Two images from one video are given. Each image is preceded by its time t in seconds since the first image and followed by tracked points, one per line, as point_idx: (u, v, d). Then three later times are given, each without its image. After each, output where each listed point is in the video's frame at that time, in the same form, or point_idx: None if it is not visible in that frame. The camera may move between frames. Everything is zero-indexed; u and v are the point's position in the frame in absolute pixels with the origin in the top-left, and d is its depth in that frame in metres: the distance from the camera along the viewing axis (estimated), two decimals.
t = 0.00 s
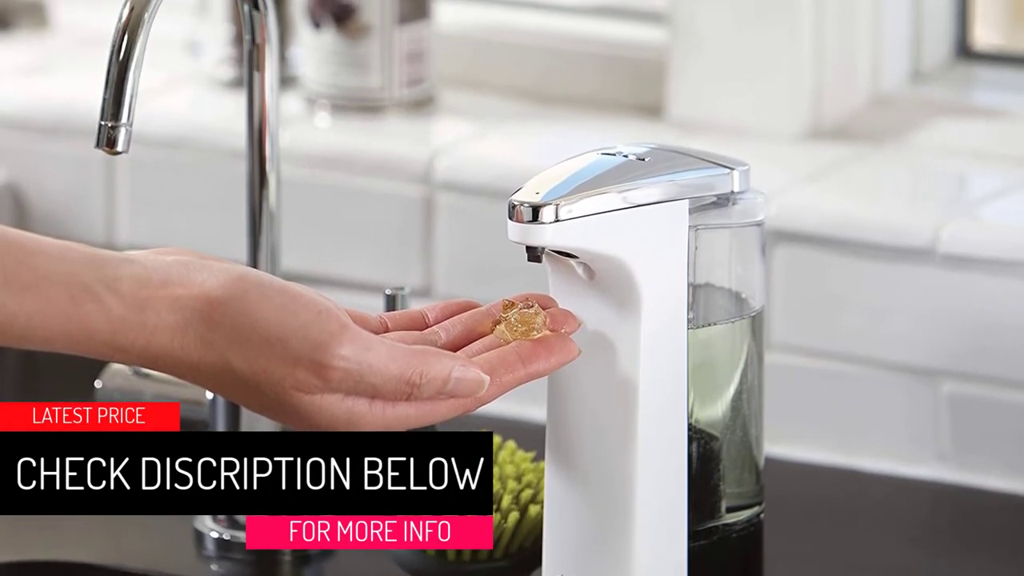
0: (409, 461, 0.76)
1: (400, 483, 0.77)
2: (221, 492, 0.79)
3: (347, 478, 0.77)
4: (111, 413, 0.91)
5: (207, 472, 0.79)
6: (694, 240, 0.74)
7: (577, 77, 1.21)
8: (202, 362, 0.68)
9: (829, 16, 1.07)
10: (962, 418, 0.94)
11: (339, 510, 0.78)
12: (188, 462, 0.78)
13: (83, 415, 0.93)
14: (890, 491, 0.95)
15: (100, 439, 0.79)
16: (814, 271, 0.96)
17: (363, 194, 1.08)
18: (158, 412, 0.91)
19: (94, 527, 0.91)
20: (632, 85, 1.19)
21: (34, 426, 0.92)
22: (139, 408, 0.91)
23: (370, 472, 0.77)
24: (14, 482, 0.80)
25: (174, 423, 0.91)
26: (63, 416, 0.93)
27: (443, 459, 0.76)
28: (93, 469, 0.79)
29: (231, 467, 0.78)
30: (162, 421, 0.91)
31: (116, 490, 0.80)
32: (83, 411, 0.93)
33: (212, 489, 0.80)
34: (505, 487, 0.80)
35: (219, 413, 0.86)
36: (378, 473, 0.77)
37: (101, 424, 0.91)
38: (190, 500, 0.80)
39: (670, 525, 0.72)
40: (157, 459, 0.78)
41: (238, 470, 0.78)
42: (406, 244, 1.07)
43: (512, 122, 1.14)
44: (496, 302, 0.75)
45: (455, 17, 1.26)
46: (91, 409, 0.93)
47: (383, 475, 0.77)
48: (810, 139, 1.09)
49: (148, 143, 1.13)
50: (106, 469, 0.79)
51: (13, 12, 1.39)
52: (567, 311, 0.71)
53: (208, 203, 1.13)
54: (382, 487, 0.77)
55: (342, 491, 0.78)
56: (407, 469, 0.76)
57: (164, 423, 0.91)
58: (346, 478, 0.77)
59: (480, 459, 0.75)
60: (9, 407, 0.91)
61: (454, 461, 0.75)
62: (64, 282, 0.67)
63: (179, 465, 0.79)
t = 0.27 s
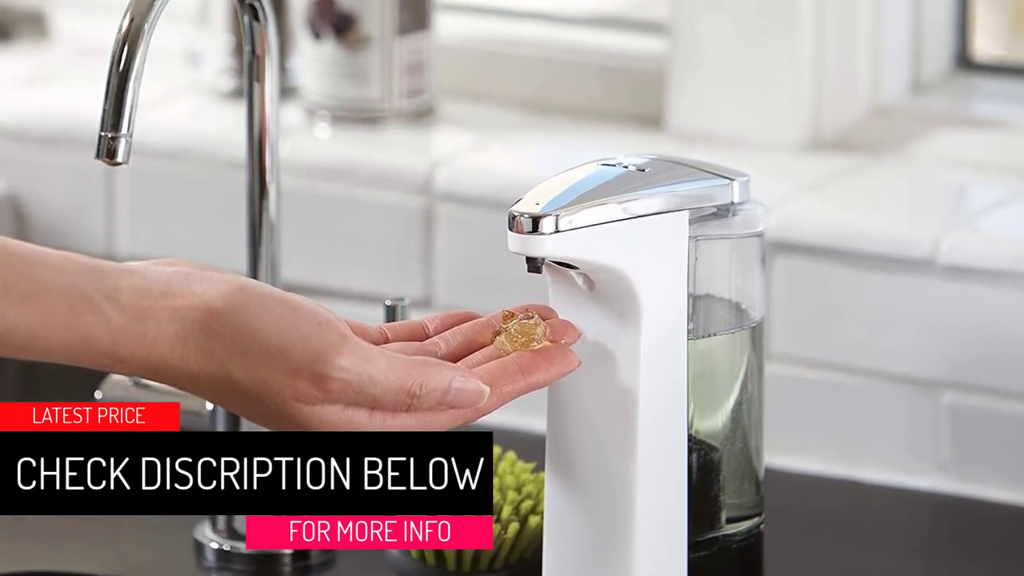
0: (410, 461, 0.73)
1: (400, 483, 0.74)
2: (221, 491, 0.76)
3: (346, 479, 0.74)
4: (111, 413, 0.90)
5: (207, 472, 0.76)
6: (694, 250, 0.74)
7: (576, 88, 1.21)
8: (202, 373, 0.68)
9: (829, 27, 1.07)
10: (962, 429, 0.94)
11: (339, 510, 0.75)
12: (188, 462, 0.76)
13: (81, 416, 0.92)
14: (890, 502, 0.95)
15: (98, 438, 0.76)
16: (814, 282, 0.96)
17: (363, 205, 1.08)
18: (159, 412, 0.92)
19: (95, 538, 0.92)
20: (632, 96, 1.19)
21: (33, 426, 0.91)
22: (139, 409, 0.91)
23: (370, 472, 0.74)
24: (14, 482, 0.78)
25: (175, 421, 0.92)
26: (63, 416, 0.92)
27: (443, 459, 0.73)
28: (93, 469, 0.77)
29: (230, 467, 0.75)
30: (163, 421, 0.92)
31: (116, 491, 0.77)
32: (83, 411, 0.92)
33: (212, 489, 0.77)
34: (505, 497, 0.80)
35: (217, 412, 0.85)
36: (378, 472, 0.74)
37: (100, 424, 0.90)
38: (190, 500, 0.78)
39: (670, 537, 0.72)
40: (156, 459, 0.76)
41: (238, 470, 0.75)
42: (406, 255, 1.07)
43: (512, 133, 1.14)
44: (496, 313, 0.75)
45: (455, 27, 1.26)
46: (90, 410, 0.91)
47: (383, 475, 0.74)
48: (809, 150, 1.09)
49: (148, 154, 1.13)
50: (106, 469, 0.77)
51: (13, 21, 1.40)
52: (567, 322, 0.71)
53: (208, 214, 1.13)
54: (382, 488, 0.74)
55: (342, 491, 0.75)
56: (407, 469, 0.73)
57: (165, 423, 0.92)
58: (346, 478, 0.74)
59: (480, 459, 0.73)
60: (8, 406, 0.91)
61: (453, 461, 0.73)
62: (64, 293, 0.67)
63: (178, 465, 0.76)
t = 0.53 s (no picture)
0: (409, 461, 0.72)
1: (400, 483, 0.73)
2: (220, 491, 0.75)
3: (346, 479, 0.73)
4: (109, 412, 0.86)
5: (207, 472, 0.75)
6: (694, 261, 0.73)
7: (576, 99, 1.21)
8: (202, 384, 0.68)
9: (829, 39, 1.07)
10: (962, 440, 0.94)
11: (339, 509, 0.74)
12: (188, 462, 0.75)
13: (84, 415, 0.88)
14: (890, 513, 0.95)
15: (99, 438, 0.76)
16: (814, 293, 0.96)
17: (363, 216, 1.08)
18: (158, 411, 0.85)
19: (96, 549, 0.92)
20: (632, 107, 1.19)
21: (33, 426, 0.89)
22: (137, 408, 0.85)
23: (368, 474, 0.73)
24: (14, 482, 0.77)
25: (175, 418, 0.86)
26: (64, 416, 0.89)
27: (442, 459, 0.73)
28: (93, 468, 0.76)
29: (230, 466, 0.74)
30: (161, 417, 0.85)
31: (116, 491, 0.76)
32: (83, 411, 0.89)
33: (213, 489, 0.76)
34: (505, 508, 0.80)
35: (215, 415, 0.84)
36: (378, 472, 0.73)
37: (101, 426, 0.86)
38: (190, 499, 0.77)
39: (670, 547, 0.72)
40: (157, 459, 0.75)
41: (237, 469, 0.74)
42: (406, 266, 1.07)
43: (512, 144, 1.14)
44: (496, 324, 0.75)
45: (454, 39, 1.26)
46: (89, 410, 0.88)
47: (382, 475, 0.73)
48: (809, 161, 1.09)
49: (148, 165, 1.13)
50: (106, 469, 0.76)
51: (12, 33, 1.40)
52: (567, 332, 0.71)
53: (208, 225, 1.13)
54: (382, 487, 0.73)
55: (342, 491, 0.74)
56: (407, 469, 0.73)
57: (162, 418, 0.85)
58: (346, 479, 0.73)
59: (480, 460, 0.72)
60: (8, 406, 0.89)
61: (453, 461, 0.72)
62: (65, 305, 0.67)
63: (179, 465, 0.76)
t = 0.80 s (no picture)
0: (409, 460, 0.71)
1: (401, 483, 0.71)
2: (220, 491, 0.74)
3: (346, 478, 0.72)
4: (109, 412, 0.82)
5: (207, 472, 0.73)
6: (694, 271, 0.73)
7: (576, 110, 1.21)
8: (203, 393, 0.68)
9: (829, 49, 1.07)
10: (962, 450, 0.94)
11: (340, 508, 0.73)
12: (187, 462, 0.74)
13: (85, 414, 0.83)
14: (890, 523, 0.95)
15: (99, 438, 0.74)
16: (814, 303, 0.96)
17: (363, 226, 1.08)
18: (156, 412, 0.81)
19: (96, 560, 0.93)
20: (632, 117, 1.20)
21: (33, 428, 0.83)
22: (136, 409, 0.81)
23: (369, 473, 0.72)
24: (14, 482, 0.76)
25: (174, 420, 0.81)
26: (63, 417, 0.84)
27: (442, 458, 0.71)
28: (93, 469, 0.75)
29: (230, 465, 0.72)
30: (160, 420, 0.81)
31: (115, 491, 0.75)
32: (84, 411, 0.84)
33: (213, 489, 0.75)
34: (505, 518, 0.80)
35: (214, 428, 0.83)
36: (378, 472, 0.71)
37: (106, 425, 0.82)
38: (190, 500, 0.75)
39: (670, 558, 0.72)
40: (157, 459, 0.74)
41: (237, 469, 0.72)
42: (406, 276, 1.07)
43: (512, 155, 1.14)
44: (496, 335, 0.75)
45: (454, 49, 1.26)
46: (90, 409, 0.83)
47: (383, 475, 0.71)
48: (809, 171, 1.09)
49: (148, 175, 1.13)
50: (106, 469, 0.75)
51: (13, 43, 1.40)
52: (567, 343, 0.70)
53: (208, 235, 1.13)
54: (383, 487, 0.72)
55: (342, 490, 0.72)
56: (407, 469, 0.71)
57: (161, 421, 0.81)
58: (347, 478, 0.72)
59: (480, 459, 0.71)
60: (7, 407, 0.83)
61: (453, 461, 0.71)
62: (65, 315, 0.67)
63: (179, 465, 0.74)
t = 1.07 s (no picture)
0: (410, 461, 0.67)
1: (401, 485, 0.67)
2: (220, 492, 0.71)
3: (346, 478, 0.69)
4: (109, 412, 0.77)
5: (207, 472, 0.71)
6: (694, 281, 0.73)
7: (576, 119, 1.22)
8: (202, 403, 0.68)
9: (829, 60, 1.07)
10: (962, 460, 0.94)
11: (341, 510, 0.70)
12: (188, 462, 0.71)
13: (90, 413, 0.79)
14: (890, 532, 0.95)
15: (99, 437, 0.72)
16: (814, 313, 0.96)
17: (363, 236, 1.08)
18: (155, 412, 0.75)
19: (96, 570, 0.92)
20: (632, 127, 1.20)
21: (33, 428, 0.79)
22: (136, 408, 0.76)
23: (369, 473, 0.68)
24: (13, 483, 0.74)
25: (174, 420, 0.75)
26: (63, 417, 0.80)
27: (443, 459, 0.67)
28: (93, 468, 0.72)
29: (230, 466, 0.70)
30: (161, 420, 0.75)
31: (115, 491, 0.72)
32: (85, 410, 0.79)
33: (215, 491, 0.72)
34: (505, 527, 0.80)
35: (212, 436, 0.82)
36: (378, 472, 0.68)
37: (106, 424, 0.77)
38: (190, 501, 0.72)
39: (670, 567, 0.72)
40: (157, 459, 0.72)
41: (238, 469, 0.70)
42: (406, 286, 1.07)
43: (512, 165, 1.14)
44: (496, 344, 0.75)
45: (454, 59, 1.26)
46: (91, 409, 0.79)
47: (383, 475, 0.68)
48: (809, 181, 1.09)
49: (148, 185, 1.13)
50: (107, 469, 0.72)
51: (12, 52, 1.41)
52: (567, 352, 0.71)
53: (208, 245, 1.13)
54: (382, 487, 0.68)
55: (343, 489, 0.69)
56: (407, 469, 0.68)
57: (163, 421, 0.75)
58: (347, 479, 0.69)
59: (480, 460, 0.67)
60: (7, 406, 0.79)
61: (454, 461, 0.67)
62: (65, 325, 0.69)
63: (179, 465, 0.71)
